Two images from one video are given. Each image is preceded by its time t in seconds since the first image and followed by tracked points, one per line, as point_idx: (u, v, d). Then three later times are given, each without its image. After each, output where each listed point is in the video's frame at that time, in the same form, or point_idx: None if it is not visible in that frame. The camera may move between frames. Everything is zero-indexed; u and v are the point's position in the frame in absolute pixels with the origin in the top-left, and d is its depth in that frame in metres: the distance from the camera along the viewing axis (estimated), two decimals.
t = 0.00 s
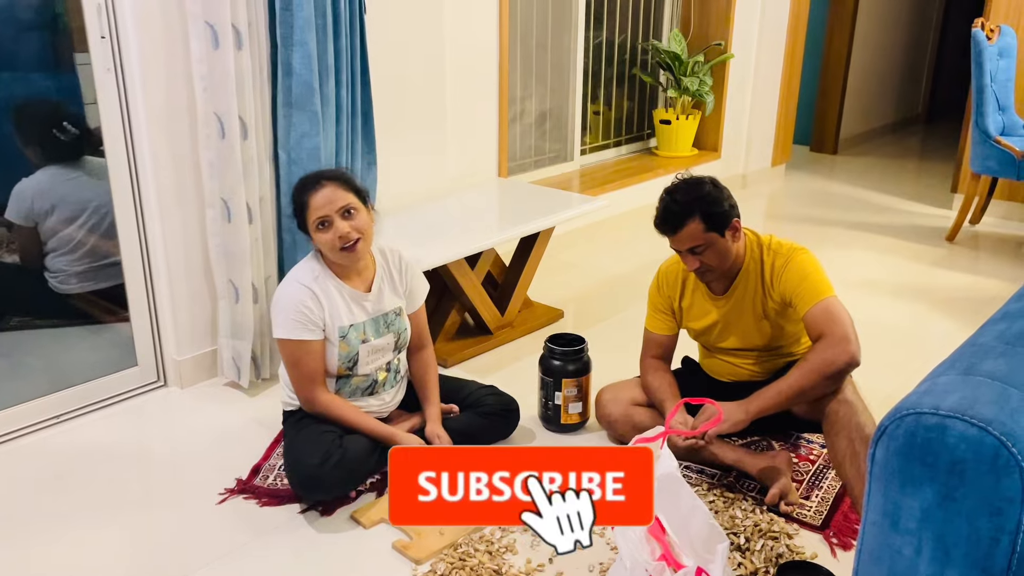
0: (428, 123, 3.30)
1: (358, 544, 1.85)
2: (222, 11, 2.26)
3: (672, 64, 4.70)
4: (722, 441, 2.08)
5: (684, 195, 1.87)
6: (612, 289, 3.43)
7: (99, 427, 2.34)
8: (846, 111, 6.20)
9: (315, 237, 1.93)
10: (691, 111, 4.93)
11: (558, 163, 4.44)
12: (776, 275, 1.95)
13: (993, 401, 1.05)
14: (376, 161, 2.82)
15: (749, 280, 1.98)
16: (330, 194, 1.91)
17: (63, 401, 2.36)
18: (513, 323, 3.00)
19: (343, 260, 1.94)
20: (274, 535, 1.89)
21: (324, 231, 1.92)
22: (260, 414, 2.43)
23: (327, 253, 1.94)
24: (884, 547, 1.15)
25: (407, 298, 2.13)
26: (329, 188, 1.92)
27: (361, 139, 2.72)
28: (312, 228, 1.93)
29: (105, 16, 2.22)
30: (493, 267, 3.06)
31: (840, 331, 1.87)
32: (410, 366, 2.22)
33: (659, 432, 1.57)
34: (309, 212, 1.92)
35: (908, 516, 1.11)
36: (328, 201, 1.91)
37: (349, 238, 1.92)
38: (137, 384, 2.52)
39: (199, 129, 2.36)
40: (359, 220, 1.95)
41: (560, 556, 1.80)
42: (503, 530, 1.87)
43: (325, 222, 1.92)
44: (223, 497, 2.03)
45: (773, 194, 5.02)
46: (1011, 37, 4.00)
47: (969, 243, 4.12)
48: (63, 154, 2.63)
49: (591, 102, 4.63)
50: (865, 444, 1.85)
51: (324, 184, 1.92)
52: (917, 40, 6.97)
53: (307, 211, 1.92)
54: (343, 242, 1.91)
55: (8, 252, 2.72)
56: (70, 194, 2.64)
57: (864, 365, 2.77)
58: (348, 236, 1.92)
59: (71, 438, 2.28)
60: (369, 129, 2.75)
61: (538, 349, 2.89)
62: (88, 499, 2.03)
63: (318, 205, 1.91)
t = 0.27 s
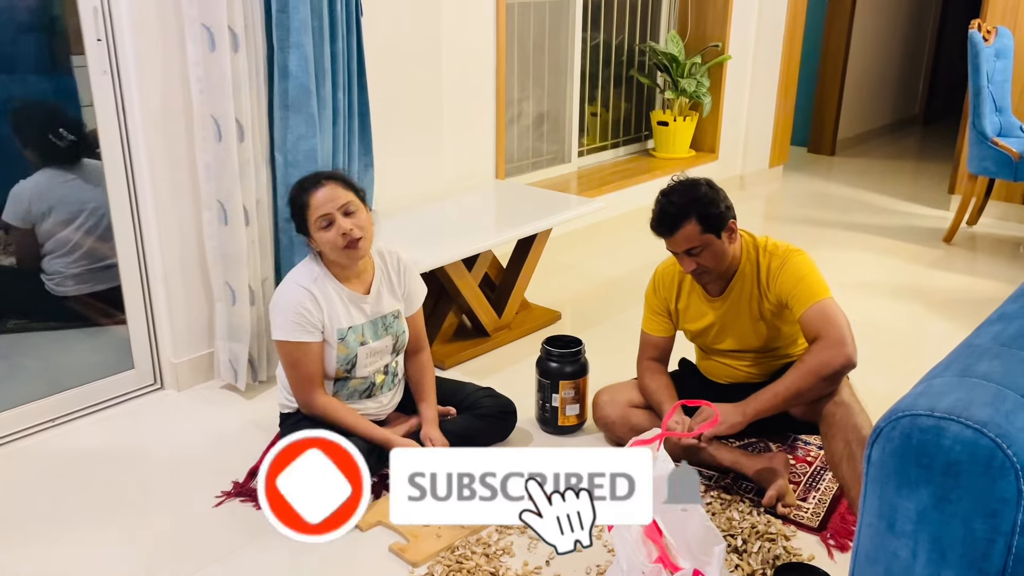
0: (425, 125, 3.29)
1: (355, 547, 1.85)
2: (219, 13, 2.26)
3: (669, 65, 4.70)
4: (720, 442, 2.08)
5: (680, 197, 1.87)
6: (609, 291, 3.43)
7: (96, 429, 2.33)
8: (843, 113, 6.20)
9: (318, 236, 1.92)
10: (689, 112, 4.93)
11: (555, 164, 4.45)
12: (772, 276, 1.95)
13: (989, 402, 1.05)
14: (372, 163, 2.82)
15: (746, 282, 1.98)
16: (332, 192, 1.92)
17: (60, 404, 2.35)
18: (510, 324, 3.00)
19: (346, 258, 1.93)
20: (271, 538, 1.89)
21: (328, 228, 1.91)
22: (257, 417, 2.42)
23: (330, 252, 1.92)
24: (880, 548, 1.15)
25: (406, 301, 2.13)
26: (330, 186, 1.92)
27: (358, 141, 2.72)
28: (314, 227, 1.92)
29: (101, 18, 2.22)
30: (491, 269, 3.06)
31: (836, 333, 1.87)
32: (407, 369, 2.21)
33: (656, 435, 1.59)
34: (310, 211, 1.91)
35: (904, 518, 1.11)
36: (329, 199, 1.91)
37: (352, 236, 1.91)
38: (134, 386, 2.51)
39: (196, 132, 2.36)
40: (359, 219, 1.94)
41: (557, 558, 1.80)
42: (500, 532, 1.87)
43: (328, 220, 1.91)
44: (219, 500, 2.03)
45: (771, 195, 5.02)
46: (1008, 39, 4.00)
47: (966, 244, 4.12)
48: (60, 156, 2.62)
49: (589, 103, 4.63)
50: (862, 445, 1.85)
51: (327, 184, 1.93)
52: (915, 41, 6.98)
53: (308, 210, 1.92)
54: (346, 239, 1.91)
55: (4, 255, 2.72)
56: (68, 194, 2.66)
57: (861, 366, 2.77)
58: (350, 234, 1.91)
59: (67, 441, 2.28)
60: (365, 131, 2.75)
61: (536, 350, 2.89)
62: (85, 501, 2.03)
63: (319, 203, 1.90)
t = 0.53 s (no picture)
0: (422, 127, 3.29)
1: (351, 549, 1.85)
2: (215, 15, 2.26)
3: (665, 66, 4.71)
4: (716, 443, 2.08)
5: (676, 198, 1.87)
6: (606, 292, 3.43)
7: (92, 432, 2.33)
8: (840, 113, 6.21)
9: (318, 225, 1.92)
10: (686, 113, 4.93)
11: (552, 165, 4.45)
12: (768, 277, 1.96)
13: (984, 403, 1.05)
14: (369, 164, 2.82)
15: (742, 283, 1.98)
16: (344, 186, 1.92)
17: (56, 406, 2.35)
18: (507, 326, 3.00)
19: (341, 256, 1.93)
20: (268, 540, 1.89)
21: (330, 220, 1.91)
22: (254, 419, 2.42)
23: (326, 245, 1.92)
24: (875, 549, 1.15)
25: (401, 303, 2.12)
26: (342, 181, 1.93)
27: (354, 142, 2.71)
28: (317, 215, 1.92)
29: (97, 20, 2.21)
30: (487, 270, 3.06)
31: (831, 334, 1.87)
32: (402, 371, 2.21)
33: (652, 435, 1.56)
34: (318, 199, 1.92)
35: (900, 519, 1.11)
36: (338, 192, 1.91)
37: (351, 233, 1.91)
38: (130, 389, 2.51)
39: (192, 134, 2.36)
40: (363, 221, 1.94)
41: (554, 559, 1.80)
42: (497, 534, 1.87)
43: (332, 211, 1.91)
44: (216, 502, 2.03)
45: (768, 196, 5.02)
46: (1004, 39, 4.00)
47: (962, 244, 4.13)
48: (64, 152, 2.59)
49: (586, 105, 4.63)
50: (858, 446, 1.85)
51: (341, 178, 1.93)
52: (911, 42, 6.99)
53: (316, 198, 1.92)
54: (344, 235, 1.90)
55: None
56: (64, 198, 2.65)
57: (858, 366, 2.77)
58: (349, 231, 1.91)
59: (64, 443, 2.27)
60: (362, 133, 2.75)
61: (532, 351, 2.89)
62: (81, 504, 2.02)
63: (330, 193, 1.91)
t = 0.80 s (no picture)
0: (419, 127, 3.29)
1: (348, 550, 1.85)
2: (210, 15, 2.26)
3: (662, 67, 4.71)
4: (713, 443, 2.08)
5: (672, 199, 1.87)
6: (603, 292, 3.43)
7: (88, 433, 2.33)
8: (836, 114, 6.22)
9: (319, 217, 1.93)
10: (682, 114, 4.93)
11: (549, 166, 4.45)
12: (765, 277, 1.96)
13: (980, 402, 1.06)
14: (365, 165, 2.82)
15: (739, 283, 1.98)
16: (353, 185, 1.93)
17: (51, 408, 2.34)
18: (504, 326, 3.00)
19: (337, 253, 1.92)
20: (264, 541, 1.88)
21: (330, 214, 1.92)
22: (251, 420, 2.42)
23: (322, 238, 1.93)
24: (872, 548, 1.15)
25: (399, 304, 2.12)
26: (352, 180, 1.94)
27: (350, 143, 2.71)
28: (320, 208, 1.93)
29: (93, 21, 2.21)
30: (484, 271, 3.06)
31: (828, 334, 1.87)
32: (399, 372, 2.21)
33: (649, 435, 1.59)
34: (325, 193, 1.93)
35: (896, 518, 1.11)
36: (344, 190, 1.92)
37: (347, 230, 1.91)
38: (126, 390, 2.51)
39: (188, 135, 2.35)
40: (365, 221, 1.94)
41: (551, 560, 1.80)
42: (494, 534, 1.87)
43: (334, 206, 1.92)
44: (213, 503, 2.02)
45: (765, 196, 5.03)
46: (1000, 39, 4.01)
47: (959, 244, 4.14)
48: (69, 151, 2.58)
49: (582, 105, 4.63)
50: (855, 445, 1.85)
51: (352, 177, 1.94)
52: (907, 42, 7.00)
53: (323, 192, 1.94)
54: (340, 230, 1.90)
55: None
56: (64, 199, 2.63)
57: (854, 366, 2.77)
58: (344, 227, 1.91)
59: (60, 444, 2.27)
60: (358, 133, 2.75)
61: (529, 352, 2.89)
62: (77, 505, 2.02)
63: (337, 189, 1.92)
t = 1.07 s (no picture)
0: (416, 127, 3.29)
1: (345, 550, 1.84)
2: (206, 16, 2.26)
3: (658, 67, 4.71)
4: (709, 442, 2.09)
5: (670, 195, 1.87)
6: (600, 292, 3.44)
7: (85, 434, 2.32)
8: (833, 114, 6.23)
9: (323, 215, 1.92)
10: (679, 114, 4.94)
11: (546, 166, 4.45)
12: (762, 277, 1.96)
13: (976, 400, 1.06)
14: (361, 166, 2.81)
15: (736, 282, 1.98)
16: (358, 185, 1.93)
17: (47, 409, 2.34)
18: (501, 327, 3.00)
19: (340, 252, 1.91)
20: (261, 541, 1.88)
21: (336, 213, 1.91)
22: (247, 420, 2.42)
23: (326, 237, 1.91)
24: (868, 546, 1.15)
25: (396, 305, 2.12)
26: (357, 181, 1.94)
27: (347, 143, 2.71)
28: (325, 206, 1.93)
29: (88, 22, 2.21)
30: (481, 271, 3.06)
31: (826, 334, 1.87)
32: (395, 372, 2.21)
33: (646, 434, 1.59)
34: (328, 192, 1.93)
35: (892, 516, 1.11)
36: (350, 190, 1.92)
37: (352, 230, 1.91)
38: (122, 391, 2.50)
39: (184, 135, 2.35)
40: (369, 222, 1.93)
41: (548, 559, 1.80)
42: (491, 534, 1.87)
43: (339, 206, 1.92)
44: (209, 504, 2.02)
45: (762, 196, 5.03)
46: (995, 39, 4.02)
47: (955, 244, 4.14)
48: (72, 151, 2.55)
49: (579, 106, 4.63)
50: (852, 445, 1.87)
51: (357, 178, 1.94)
52: (903, 43, 7.01)
53: (326, 191, 1.94)
54: (345, 230, 1.90)
55: None
56: (62, 200, 2.61)
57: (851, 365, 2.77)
58: (349, 227, 1.90)
59: (56, 445, 2.26)
60: (355, 133, 2.74)
61: (526, 352, 2.89)
62: (73, 506, 2.02)
63: (342, 188, 1.92)
